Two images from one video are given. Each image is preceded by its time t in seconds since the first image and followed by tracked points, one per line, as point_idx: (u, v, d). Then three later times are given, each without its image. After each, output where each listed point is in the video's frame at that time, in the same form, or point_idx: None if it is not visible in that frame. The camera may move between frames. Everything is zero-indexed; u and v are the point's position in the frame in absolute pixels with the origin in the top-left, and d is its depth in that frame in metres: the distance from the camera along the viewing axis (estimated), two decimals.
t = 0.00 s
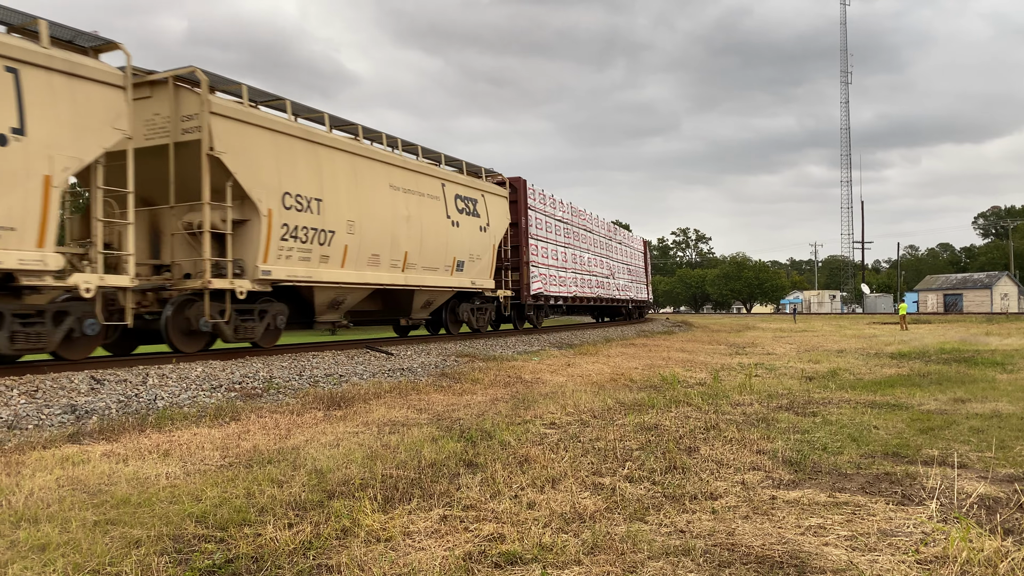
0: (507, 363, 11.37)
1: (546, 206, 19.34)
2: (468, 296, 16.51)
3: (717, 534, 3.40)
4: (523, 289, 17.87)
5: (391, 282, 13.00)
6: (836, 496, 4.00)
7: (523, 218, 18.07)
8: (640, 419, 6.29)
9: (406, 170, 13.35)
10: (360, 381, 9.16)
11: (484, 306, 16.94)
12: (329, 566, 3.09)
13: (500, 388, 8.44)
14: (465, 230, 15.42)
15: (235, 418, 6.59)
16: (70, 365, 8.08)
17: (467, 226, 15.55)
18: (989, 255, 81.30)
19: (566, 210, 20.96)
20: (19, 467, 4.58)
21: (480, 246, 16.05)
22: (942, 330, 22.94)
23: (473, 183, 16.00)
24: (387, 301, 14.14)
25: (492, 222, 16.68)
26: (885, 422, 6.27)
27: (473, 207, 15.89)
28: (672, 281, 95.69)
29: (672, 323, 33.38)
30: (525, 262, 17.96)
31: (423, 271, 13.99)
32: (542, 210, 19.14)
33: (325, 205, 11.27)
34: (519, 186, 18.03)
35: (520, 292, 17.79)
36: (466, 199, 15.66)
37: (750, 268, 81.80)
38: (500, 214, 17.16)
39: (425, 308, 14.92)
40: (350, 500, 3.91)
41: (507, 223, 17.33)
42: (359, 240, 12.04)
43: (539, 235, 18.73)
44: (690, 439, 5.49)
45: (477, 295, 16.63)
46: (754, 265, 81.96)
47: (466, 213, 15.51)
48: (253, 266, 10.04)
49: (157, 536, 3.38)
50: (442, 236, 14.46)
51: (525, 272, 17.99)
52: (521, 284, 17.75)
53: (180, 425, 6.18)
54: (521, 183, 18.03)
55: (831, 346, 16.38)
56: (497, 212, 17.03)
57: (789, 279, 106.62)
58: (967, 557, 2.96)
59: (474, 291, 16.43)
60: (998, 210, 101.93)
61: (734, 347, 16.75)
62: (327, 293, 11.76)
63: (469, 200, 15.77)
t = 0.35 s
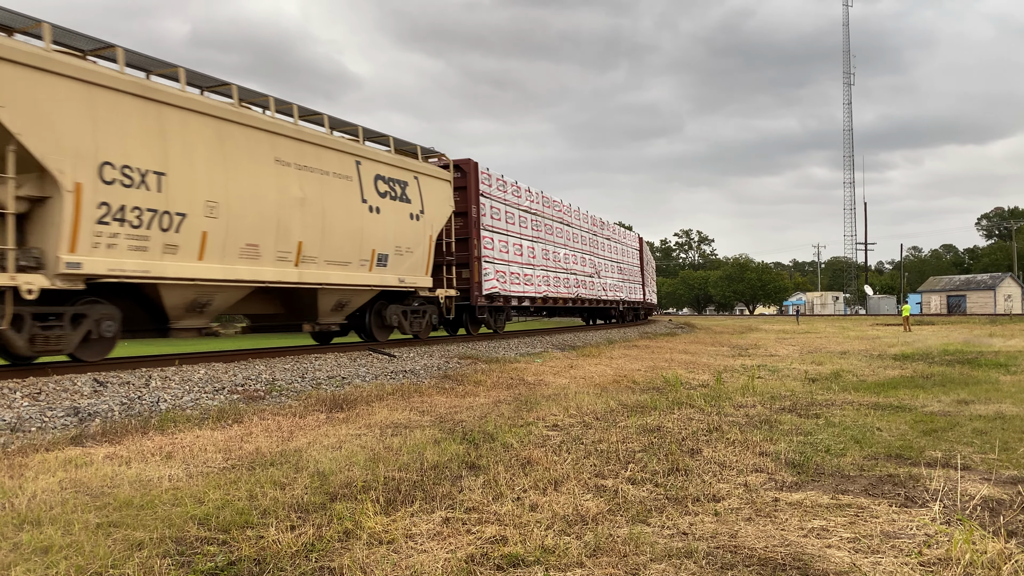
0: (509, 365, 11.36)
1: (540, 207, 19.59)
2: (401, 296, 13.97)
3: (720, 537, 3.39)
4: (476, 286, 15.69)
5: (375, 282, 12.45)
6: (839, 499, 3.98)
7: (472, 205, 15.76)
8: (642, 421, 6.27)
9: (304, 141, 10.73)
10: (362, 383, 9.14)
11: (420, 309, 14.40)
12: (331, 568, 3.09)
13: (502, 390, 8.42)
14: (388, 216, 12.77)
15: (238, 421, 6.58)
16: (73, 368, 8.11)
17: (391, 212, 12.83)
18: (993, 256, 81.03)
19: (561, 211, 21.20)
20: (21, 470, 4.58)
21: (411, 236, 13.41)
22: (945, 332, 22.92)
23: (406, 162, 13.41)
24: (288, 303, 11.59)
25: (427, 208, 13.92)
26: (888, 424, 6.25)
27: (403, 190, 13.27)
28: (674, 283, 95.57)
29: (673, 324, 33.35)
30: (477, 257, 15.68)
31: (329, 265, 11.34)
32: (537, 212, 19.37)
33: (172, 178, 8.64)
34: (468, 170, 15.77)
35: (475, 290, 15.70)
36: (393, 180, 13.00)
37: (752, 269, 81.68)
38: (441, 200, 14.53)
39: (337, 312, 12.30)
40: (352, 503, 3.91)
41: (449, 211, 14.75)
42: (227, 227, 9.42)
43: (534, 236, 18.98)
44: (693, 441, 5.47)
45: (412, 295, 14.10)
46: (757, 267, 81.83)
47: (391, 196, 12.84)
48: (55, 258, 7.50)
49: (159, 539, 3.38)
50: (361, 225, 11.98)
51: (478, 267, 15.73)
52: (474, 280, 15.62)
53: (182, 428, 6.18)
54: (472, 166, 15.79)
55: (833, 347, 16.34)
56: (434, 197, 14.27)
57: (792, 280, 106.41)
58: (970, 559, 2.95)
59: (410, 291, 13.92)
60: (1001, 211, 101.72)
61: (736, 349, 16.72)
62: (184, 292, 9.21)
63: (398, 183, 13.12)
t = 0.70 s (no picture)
0: (510, 366, 11.35)
1: (529, 206, 19.81)
2: (302, 295, 11.54)
3: (722, 538, 3.39)
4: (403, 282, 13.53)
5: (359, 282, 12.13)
6: (840, 500, 3.98)
7: (400, 188, 13.55)
8: (643, 423, 6.27)
9: (200, 116, 8.90)
10: (363, 384, 9.15)
11: (326, 312, 11.86)
12: (333, 569, 3.10)
13: (504, 392, 8.42)
14: (230, 188, 9.35)
15: (239, 422, 6.60)
16: (75, 369, 8.14)
17: (274, 191, 10.18)
18: (995, 257, 80.87)
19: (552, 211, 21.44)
20: (24, 471, 4.59)
21: (305, 222, 10.80)
22: (947, 333, 22.92)
23: (305, 132, 10.88)
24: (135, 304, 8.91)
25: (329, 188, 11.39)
26: (890, 425, 6.23)
27: (296, 165, 10.68)
28: (676, 284, 95.54)
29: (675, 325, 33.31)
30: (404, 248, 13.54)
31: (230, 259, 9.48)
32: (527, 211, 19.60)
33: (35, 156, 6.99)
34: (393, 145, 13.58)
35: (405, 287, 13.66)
36: (281, 152, 10.38)
37: (753, 270, 81.62)
38: (353, 178, 12.01)
39: (204, 315, 9.63)
40: (354, 504, 3.91)
41: (364, 191, 12.23)
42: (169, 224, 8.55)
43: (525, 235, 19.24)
44: (695, 442, 5.46)
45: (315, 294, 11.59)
46: (758, 268, 81.77)
47: (275, 172, 10.19)
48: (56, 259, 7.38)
49: (161, 540, 3.38)
50: (166, 191, 8.46)
51: (404, 261, 13.57)
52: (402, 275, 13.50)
53: (184, 429, 6.20)
54: (399, 141, 13.64)
55: (835, 348, 16.32)
56: (344, 175, 11.78)
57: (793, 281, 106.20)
58: (973, 560, 2.94)
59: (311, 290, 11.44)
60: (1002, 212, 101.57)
61: (737, 350, 16.71)
62: (186, 294, 9.05)
63: (288, 155, 10.50)
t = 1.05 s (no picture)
0: (510, 366, 11.36)
1: (531, 206, 19.69)
2: (146, 294, 9.09)
3: (722, 539, 3.39)
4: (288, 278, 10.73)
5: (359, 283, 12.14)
6: (840, 501, 3.98)
7: (289, 161, 10.76)
8: (643, 423, 6.28)
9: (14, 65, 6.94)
10: (363, 384, 9.16)
11: (175, 314, 9.23)
12: (332, 569, 3.10)
13: (504, 392, 8.44)
14: (7, 147, 6.87)
15: (240, 422, 6.61)
16: (76, 369, 8.15)
17: (87, 157, 7.70)
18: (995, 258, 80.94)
19: (555, 210, 21.30)
20: (24, 471, 4.60)
21: (133, 199, 8.31)
22: (948, 334, 22.94)
23: (141, 83, 8.38)
24: None
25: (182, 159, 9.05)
26: (890, 425, 6.25)
27: (121, 125, 8.13)
28: (676, 285, 95.58)
29: (674, 326, 33.34)
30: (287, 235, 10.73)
31: (81, 249, 7.74)
32: (528, 210, 19.50)
33: None
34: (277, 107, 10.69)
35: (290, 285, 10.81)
36: (98, 107, 7.85)
37: (753, 271, 81.63)
38: (207, 145, 9.45)
39: None
40: (354, 504, 3.92)
41: (231, 163, 9.80)
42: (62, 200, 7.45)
43: (526, 236, 19.13)
44: (695, 443, 5.47)
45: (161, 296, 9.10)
46: (758, 268, 81.80)
47: (93, 132, 7.77)
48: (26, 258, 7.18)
49: (161, 540, 3.38)
50: None
51: (294, 251, 10.82)
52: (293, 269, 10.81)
53: (185, 429, 6.20)
54: (286, 102, 10.76)
55: (835, 349, 16.34)
56: (191, 140, 9.14)
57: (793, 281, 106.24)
58: (973, 561, 2.94)
59: (149, 285, 8.89)
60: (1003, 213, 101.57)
61: (738, 351, 16.71)
62: (39, 290, 7.50)
63: (110, 111, 7.98)
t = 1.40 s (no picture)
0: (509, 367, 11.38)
1: (527, 207, 20.04)
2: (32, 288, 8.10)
3: (720, 540, 3.39)
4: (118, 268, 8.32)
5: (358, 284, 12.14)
6: (839, 502, 3.98)
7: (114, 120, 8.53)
8: (642, 423, 6.29)
9: None
10: (362, 384, 9.16)
11: None
12: (331, 568, 3.10)
13: (503, 392, 8.45)
14: None
15: (238, 422, 6.60)
16: (73, 369, 8.13)
17: None
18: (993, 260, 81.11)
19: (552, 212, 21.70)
20: (21, 471, 4.58)
21: None
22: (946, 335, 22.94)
23: None
24: None
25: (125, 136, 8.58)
26: (888, 426, 6.26)
27: None
28: (675, 285, 95.65)
29: (672, 326, 33.41)
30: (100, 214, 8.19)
31: None
32: (523, 213, 19.76)
33: None
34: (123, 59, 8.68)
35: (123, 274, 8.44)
36: None
37: (752, 272, 81.67)
38: None
39: None
40: (352, 504, 3.92)
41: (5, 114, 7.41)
42: None
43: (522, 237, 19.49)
44: (693, 443, 5.48)
45: None
46: (757, 269, 81.85)
47: None
48: None
49: (159, 540, 3.38)
50: None
51: (118, 234, 8.46)
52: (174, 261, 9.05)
53: (183, 429, 6.19)
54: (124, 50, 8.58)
55: (833, 350, 16.34)
56: None
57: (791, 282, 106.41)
58: (972, 563, 2.94)
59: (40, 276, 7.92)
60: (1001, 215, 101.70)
61: (737, 351, 16.73)
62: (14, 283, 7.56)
63: None
